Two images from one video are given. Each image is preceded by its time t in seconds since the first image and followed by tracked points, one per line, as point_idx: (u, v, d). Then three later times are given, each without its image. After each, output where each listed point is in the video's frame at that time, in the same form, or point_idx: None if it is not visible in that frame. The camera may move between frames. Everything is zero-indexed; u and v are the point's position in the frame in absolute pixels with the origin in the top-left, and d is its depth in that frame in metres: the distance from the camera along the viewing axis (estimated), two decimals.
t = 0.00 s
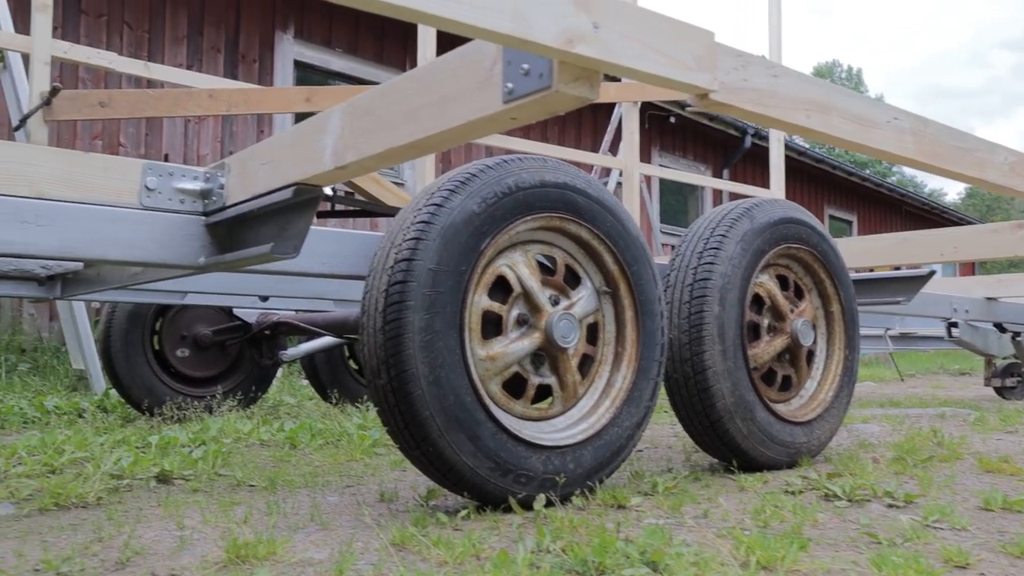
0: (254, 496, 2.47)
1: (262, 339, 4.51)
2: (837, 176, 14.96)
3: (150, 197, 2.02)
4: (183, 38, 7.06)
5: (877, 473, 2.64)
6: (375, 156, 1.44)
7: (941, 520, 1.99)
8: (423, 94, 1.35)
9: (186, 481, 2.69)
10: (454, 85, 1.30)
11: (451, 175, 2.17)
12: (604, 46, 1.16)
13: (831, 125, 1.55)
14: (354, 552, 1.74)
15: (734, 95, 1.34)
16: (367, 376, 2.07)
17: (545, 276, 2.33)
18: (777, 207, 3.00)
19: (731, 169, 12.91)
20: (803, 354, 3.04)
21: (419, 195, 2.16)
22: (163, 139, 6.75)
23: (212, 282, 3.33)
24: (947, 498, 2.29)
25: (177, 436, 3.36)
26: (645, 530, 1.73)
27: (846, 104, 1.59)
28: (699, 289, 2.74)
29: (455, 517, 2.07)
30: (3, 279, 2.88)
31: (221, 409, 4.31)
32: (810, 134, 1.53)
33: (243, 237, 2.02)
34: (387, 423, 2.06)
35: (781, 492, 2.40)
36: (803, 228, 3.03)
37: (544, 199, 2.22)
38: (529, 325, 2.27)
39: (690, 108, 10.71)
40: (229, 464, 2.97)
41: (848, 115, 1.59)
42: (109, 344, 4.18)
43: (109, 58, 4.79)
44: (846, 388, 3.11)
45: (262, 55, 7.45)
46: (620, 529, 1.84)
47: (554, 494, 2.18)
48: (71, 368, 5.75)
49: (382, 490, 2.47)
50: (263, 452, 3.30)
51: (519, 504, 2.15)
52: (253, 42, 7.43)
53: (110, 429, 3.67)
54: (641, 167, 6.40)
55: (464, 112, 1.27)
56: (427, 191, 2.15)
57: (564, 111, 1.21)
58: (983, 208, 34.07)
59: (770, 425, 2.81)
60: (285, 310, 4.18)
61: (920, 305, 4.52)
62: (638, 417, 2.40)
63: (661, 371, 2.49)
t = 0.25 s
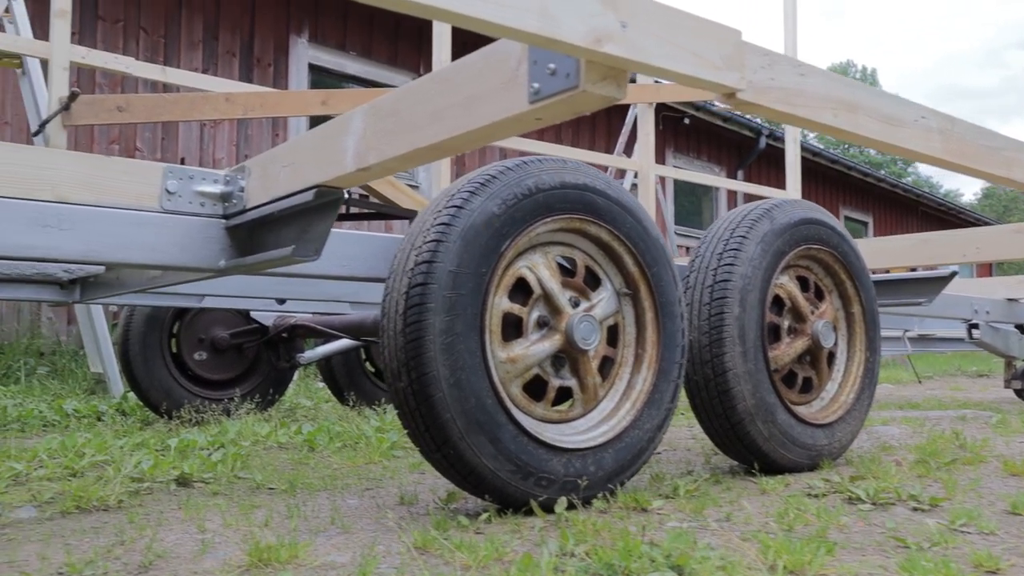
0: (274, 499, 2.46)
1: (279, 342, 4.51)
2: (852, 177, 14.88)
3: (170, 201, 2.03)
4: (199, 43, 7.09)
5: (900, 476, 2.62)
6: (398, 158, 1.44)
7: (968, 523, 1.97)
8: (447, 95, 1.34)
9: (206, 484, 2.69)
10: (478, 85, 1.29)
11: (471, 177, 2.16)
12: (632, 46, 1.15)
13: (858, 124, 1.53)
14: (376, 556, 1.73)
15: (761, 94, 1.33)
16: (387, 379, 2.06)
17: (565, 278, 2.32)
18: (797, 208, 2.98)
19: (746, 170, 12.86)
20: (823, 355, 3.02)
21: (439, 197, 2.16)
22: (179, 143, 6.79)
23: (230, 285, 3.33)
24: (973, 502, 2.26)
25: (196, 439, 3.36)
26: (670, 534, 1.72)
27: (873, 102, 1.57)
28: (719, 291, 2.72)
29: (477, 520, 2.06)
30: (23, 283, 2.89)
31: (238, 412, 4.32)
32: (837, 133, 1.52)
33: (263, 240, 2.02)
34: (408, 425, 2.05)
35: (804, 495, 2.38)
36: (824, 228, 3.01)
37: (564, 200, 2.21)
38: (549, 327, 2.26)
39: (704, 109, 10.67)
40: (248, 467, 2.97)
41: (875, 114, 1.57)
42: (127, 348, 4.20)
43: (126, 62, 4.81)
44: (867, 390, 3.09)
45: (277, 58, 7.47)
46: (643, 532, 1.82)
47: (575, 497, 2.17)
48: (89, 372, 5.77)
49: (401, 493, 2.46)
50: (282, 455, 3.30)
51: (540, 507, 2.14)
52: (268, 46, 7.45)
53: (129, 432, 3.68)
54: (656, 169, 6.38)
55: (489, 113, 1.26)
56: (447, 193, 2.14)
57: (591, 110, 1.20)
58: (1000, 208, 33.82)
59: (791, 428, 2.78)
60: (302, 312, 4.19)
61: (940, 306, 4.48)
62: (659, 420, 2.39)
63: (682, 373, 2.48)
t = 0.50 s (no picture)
0: (292, 498, 2.46)
1: (296, 341, 4.51)
2: (868, 176, 14.79)
3: (190, 199, 2.03)
4: (214, 43, 7.11)
5: (922, 476, 2.59)
6: (421, 155, 1.43)
7: (994, 525, 1.94)
8: (471, 91, 1.33)
9: (224, 483, 2.69)
10: (502, 81, 1.28)
11: (491, 175, 2.16)
12: (661, 40, 1.13)
13: (886, 121, 1.52)
14: (396, 555, 1.72)
15: (789, 90, 1.31)
16: (407, 378, 2.06)
17: (585, 277, 2.31)
18: (817, 206, 2.95)
19: (760, 169, 12.79)
20: (844, 355, 2.99)
21: (458, 195, 2.15)
22: (194, 143, 6.81)
23: (247, 284, 3.33)
24: (997, 503, 2.23)
25: (213, 437, 3.37)
26: (692, 534, 1.70)
27: (901, 98, 1.55)
28: (739, 289, 2.70)
29: (496, 519, 2.06)
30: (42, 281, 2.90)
31: (255, 411, 4.32)
32: (864, 130, 1.50)
33: (282, 238, 2.01)
34: (428, 424, 2.05)
35: (826, 496, 2.36)
36: (844, 227, 2.98)
37: (583, 198, 2.21)
38: (569, 326, 2.25)
39: (718, 108, 10.63)
40: (266, 466, 2.97)
41: (903, 109, 1.55)
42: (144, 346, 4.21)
43: (143, 62, 4.83)
44: (888, 390, 3.06)
45: (292, 58, 7.49)
46: (665, 532, 1.81)
47: (595, 496, 2.16)
48: (106, 370, 5.80)
49: (420, 492, 2.46)
50: (299, 453, 3.30)
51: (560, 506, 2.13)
52: (282, 46, 7.47)
53: (147, 430, 3.69)
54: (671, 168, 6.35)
55: (514, 109, 1.25)
56: (466, 190, 2.13)
57: (618, 106, 1.19)
58: (1017, 208, 33.57)
59: (811, 428, 2.76)
60: (318, 311, 4.19)
61: (960, 306, 4.44)
62: (679, 419, 2.37)
63: (701, 372, 2.46)
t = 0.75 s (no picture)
0: (316, 496, 2.46)
1: (315, 339, 4.52)
2: (887, 173, 14.67)
3: (214, 197, 2.03)
4: (232, 43, 7.13)
5: (950, 476, 2.56)
6: (448, 152, 1.42)
7: None
8: (499, 87, 1.32)
9: (247, 481, 2.69)
10: (532, 76, 1.27)
11: (514, 172, 2.15)
12: (695, 34, 1.12)
13: (921, 114, 1.50)
14: (422, 554, 1.72)
15: (822, 83, 1.30)
16: (430, 376, 2.05)
17: (608, 274, 2.30)
18: (841, 202, 2.92)
19: (778, 166, 12.72)
20: (869, 353, 2.96)
21: (481, 192, 2.14)
22: (213, 142, 6.85)
23: (268, 282, 3.34)
24: None
25: (234, 435, 3.38)
26: (721, 533, 1.69)
27: (935, 91, 1.53)
28: (763, 287, 2.68)
29: (521, 518, 2.05)
30: (65, 279, 2.90)
31: (276, 409, 4.33)
32: (898, 124, 1.48)
33: (306, 236, 2.01)
34: (451, 423, 2.04)
35: (852, 495, 2.34)
36: (869, 223, 2.95)
37: (607, 195, 2.19)
38: (593, 324, 2.24)
39: (736, 105, 10.57)
40: (288, 464, 2.97)
41: (937, 103, 1.53)
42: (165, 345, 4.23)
43: (163, 62, 4.85)
44: (913, 388, 3.02)
45: (309, 58, 7.51)
46: (693, 531, 1.79)
47: (619, 495, 2.15)
48: (126, 369, 5.83)
49: (443, 491, 2.45)
50: (320, 452, 3.30)
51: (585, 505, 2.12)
52: (300, 45, 7.49)
53: (169, 428, 3.71)
54: (690, 165, 6.31)
55: (544, 105, 1.24)
56: (490, 188, 2.12)
57: (650, 100, 1.18)
58: None
59: (837, 426, 2.74)
60: (338, 310, 4.19)
61: (985, 303, 4.39)
62: (703, 418, 2.36)
63: (726, 370, 2.44)
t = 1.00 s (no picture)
0: (343, 495, 2.46)
1: (338, 338, 4.53)
2: (908, 170, 14.54)
3: (242, 196, 2.03)
4: (252, 44, 7.16)
5: (982, 474, 2.54)
6: (479, 148, 1.42)
7: None
8: (532, 82, 1.31)
9: (273, 480, 2.70)
10: (565, 71, 1.26)
11: (541, 169, 2.14)
12: (735, 26, 1.11)
13: (960, 107, 1.49)
14: (452, 552, 1.71)
15: (861, 75, 1.28)
16: (458, 374, 2.05)
17: (636, 272, 2.29)
18: (869, 198, 2.90)
19: (798, 163, 12.64)
20: (898, 350, 2.93)
21: (508, 189, 2.13)
22: (233, 143, 6.88)
23: (291, 282, 3.35)
24: None
25: (259, 435, 3.38)
26: (755, 532, 1.68)
27: (974, 83, 1.52)
28: (790, 284, 2.66)
29: (549, 517, 2.04)
30: (91, 279, 2.91)
31: (300, 408, 4.34)
32: (936, 117, 1.47)
33: (333, 234, 2.01)
34: (479, 421, 2.04)
35: (883, 494, 2.32)
36: (897, 219, 2.92)
37: (634, 192, 2.19)
38: (621, 321, 2.24)
39: (755, 103, 10.51)
40: (313, 462, 2.97)
41: (975, 95, 1.52)
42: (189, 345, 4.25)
43: (185, 63, 4.88)
44: (943, 386, 2.99)
45: (328, 59, 7.53)
46: (726, 530, 1.78)
47: (648, 493, 2.14)
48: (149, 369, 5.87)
49: (470, 490, 2.45)
50: (345, 450, 3.30)
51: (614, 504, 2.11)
52: (319, 46, 7.51)
53: (194, 428, 3.73)
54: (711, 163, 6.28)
55: (579, 99, 1.24)
56: (517, 185, 2.12)
57: (688, 94, 1.17)
58: None
59: (865, 424, 2.71)
60: (360, 309, 4.20)
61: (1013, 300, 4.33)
62: (732, 416, 2.34)
63: (754, 367, 2.43)
